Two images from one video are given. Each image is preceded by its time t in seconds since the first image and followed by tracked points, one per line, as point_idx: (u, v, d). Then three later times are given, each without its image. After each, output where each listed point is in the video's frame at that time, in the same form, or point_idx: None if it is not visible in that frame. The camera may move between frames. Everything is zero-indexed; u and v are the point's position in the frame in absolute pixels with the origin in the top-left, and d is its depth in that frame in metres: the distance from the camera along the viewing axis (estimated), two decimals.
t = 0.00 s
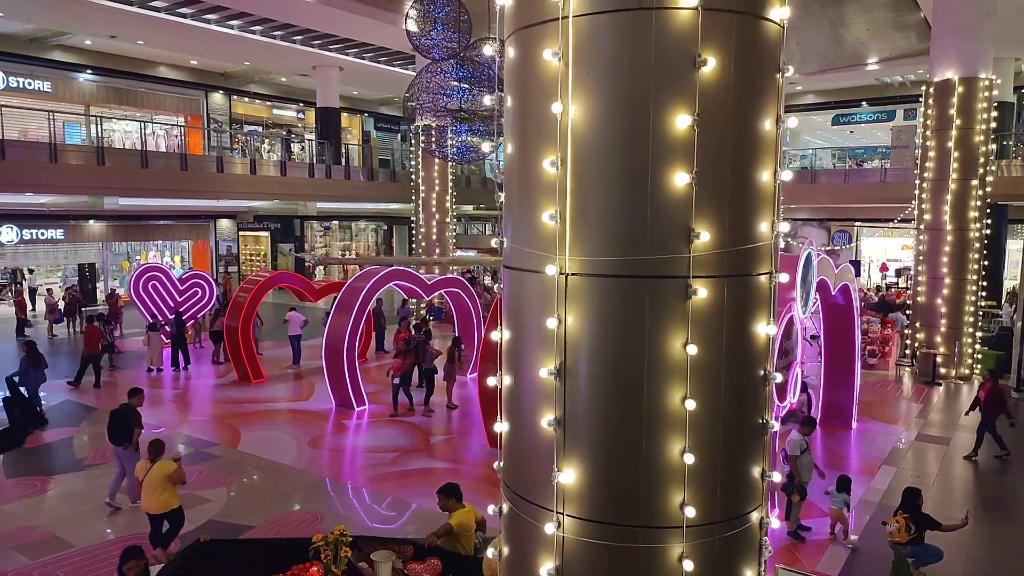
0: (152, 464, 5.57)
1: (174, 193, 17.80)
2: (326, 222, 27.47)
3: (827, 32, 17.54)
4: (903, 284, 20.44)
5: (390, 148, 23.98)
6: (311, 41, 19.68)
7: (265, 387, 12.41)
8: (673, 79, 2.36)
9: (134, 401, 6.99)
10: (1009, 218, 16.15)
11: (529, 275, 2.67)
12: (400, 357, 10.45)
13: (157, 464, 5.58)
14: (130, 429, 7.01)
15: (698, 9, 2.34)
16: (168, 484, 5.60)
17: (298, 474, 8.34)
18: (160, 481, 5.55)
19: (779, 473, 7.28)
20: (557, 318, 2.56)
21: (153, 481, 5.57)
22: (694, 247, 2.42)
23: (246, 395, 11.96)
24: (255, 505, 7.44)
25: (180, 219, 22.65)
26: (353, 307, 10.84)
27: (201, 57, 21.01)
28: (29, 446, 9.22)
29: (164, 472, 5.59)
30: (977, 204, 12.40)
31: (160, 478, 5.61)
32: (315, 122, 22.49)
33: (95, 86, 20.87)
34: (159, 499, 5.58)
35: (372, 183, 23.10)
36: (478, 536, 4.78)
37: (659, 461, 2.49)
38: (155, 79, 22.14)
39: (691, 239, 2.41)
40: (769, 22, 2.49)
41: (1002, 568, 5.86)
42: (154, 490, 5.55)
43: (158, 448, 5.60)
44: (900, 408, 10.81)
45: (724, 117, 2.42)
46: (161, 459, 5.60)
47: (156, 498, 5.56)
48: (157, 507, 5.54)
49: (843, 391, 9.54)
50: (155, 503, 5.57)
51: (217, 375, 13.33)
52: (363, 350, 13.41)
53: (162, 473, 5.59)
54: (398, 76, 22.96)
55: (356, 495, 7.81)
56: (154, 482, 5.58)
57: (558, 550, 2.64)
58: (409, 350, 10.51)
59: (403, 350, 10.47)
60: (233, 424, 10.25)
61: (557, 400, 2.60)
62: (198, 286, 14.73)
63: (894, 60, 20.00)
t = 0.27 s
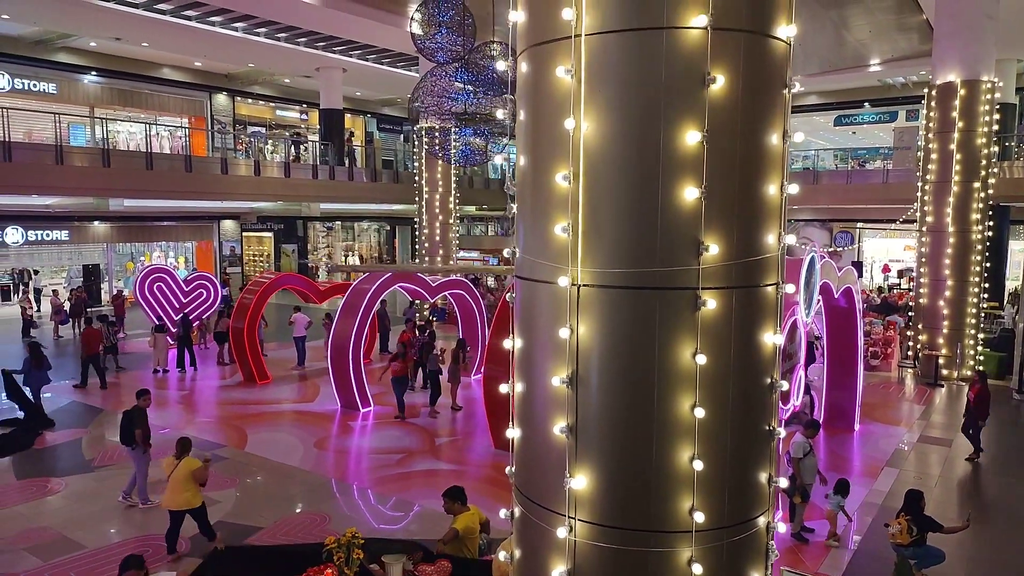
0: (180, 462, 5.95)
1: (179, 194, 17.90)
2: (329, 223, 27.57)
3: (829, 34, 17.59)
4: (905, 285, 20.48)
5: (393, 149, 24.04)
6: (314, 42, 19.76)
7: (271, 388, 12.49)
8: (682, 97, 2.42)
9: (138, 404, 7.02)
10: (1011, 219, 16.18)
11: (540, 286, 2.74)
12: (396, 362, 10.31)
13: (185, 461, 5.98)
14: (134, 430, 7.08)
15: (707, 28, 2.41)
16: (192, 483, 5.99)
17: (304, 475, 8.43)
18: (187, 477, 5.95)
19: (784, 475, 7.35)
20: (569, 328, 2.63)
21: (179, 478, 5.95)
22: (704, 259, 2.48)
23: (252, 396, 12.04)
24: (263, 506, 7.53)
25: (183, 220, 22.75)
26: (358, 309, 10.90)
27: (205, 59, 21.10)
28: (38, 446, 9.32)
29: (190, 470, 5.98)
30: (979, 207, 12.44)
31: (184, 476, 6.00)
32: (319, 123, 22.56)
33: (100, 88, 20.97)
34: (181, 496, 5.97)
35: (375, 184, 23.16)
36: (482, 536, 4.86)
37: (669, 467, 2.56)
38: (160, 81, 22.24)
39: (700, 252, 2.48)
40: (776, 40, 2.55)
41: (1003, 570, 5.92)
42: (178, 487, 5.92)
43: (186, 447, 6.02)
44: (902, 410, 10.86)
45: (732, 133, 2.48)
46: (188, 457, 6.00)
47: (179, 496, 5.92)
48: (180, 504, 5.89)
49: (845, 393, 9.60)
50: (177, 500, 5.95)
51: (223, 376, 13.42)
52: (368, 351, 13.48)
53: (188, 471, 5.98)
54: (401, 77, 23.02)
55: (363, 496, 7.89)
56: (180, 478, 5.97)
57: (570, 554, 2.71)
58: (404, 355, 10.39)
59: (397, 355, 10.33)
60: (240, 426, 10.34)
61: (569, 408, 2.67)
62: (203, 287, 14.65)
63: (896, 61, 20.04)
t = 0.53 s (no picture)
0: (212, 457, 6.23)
1: (184, 197, 17.99)
2: (333, 224, 27.67)
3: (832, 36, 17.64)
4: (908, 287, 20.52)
5: (397, 151, 24.12)
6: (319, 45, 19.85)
7: (277, 390, 12.58)
8: (694, 113, 2.49)
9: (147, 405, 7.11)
10: (1014, 221, 16.21)
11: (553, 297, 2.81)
12: (398, 369, 10.08)
13: (217, 456, 6.26)
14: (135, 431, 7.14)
15: (718, 47, 2.47)
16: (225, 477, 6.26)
17: (312, 478, 8.51)
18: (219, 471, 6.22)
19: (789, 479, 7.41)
20: (582, 338, 2.70)
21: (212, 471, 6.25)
22: (714, 272, 2.55)
23: (258, 398, 12.13)
24: (272, 507, 7.61)
25: (188, 222, 22.87)
26: (365, 311, 10.97)
27: (210, 61, 21.20)
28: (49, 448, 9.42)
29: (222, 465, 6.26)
30: (982, 210, 12.48)
31: (218, 470, 6.32)
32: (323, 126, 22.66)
33: (105, 90, 21.06)
34: (215, 489, 6.24)
35: (379, 186, 23.23)
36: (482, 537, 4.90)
37: (680, 474, 2.62)
38: (165, 83, 22.35)
39: (711, 264, 2.54)
40: (784, 57, 2.62)
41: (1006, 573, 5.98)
42: (211, 480, 6.21)
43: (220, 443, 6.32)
44: (906, 412, 10.91)
45: (742, 149, 2.55)
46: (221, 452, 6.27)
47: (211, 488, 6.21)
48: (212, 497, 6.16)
49: (849, 396, 9.65)
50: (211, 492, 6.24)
51: (229, 378, 13.51)
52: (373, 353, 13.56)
53: (221, 467, 6.25)
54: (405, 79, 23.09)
55: (371, 498, 7.96)
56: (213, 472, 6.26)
57: (582, 558, 2.78)
58: (405, 362, 10.16)
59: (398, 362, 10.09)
60: (248, 428, 10.42)
61: (582, 416, 2.74)
62: (209, 290, 14.34)
63: (899, 64, 20.08)
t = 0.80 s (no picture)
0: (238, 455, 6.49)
1: (191, 198, 18.08)
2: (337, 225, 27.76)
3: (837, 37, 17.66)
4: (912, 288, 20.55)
5: (402, 152, 24.19)
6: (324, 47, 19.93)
7: (284, 391, 12.66)
8: (706, 129, 2.55)
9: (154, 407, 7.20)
10: (1019, 223, 16.23)
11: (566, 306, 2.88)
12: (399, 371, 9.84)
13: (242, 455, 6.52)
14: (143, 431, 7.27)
15: (729, 63, 2.54)
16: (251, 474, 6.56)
17: (319, 479, 8.58)
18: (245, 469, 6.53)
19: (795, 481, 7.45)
20: (595, 347, 2.76)
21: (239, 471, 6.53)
22: (725, 283, 2.61)
23: (266, 399, 12.22)
24: (282, 508, 7.69)
25: (193, 223, 22.98)
26: (371, 313, 11.04)
27: (215, 63, 21.30)
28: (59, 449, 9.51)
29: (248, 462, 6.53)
30: (987, 211, 12.52)
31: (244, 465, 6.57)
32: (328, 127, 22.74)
33: (112, 92, 21.17)
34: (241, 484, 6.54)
35: (384, 187, 23.30)
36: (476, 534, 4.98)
37: (691, 480, 2.68)
38: (170, 85, 22.45)
39: (722, 275, 2.60)
40: (793, 73, 2.69)
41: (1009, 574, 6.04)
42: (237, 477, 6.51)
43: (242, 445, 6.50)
44: (910, 414, 10.95)
45: (752, 163, 2.61)
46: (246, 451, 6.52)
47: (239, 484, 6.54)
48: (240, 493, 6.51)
49: (854, 398, 9.70)
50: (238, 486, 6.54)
51: (236, 379, 13.60)
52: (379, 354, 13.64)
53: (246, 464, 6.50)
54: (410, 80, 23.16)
55: (379, 499, 8.03)
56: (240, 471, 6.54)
57: (595, 561, 2.84)
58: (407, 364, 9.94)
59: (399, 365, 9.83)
60: (256, 429, 10.51)
61: (595, 423, 2.80)
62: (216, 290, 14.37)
63: (903, 65, 20.11)
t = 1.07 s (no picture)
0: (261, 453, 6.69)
1: (197, 200, 18.19)
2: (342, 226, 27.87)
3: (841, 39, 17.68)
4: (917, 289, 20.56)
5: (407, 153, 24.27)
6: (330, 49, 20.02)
7: (291, 392, 12.75)
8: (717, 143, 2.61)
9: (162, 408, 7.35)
10: None
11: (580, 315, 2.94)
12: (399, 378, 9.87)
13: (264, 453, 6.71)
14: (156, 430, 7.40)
15: (741, 80, 2.60)
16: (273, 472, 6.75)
17: (328, 480, 8.66)
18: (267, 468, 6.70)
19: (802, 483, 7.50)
20: (609, 355, 2.82)
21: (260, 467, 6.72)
22: (736, 293, 2.67)
23: (273, 400, 12.31)
24: (292, 509, 7.78)
25: (200, 224, 23.09)
26: (378, 315, 11.11)
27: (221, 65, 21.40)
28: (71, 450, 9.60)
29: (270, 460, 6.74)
30: (991, 213, 12.55)
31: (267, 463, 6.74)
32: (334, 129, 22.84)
33: (119, 94, 21.29)
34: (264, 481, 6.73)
35: (389, 188, 23.39)
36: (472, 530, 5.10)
37: (702, 485, 2.75)
38: (177, 87, 22.55)
39: (733, 286, 2.66)
40: (802, 88, 2.75)
41: None
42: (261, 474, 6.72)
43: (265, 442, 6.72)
44: (915, 416, 10.99)
45: (763, 177, 2.67)
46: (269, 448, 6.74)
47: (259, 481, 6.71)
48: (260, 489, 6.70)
49: (858, 401, 9.76)
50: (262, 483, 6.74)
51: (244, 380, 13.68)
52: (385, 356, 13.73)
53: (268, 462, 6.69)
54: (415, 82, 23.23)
55: (387, 500, 8.10)
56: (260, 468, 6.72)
57: (608, 565, 2.91)
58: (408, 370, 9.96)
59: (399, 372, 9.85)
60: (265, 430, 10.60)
61: (608, 430, 2.87)
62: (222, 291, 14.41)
63: (908, 67, 20.13)
